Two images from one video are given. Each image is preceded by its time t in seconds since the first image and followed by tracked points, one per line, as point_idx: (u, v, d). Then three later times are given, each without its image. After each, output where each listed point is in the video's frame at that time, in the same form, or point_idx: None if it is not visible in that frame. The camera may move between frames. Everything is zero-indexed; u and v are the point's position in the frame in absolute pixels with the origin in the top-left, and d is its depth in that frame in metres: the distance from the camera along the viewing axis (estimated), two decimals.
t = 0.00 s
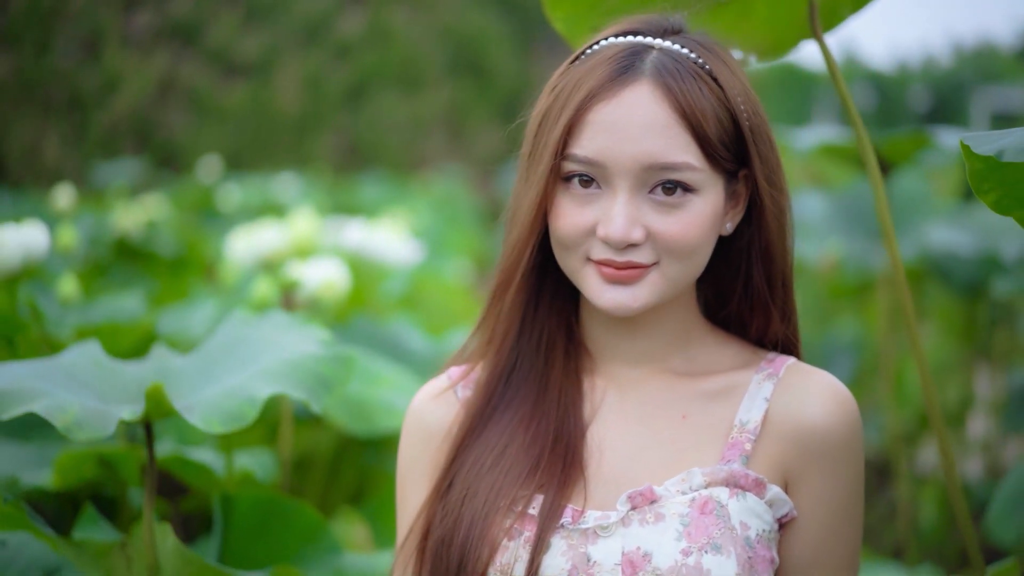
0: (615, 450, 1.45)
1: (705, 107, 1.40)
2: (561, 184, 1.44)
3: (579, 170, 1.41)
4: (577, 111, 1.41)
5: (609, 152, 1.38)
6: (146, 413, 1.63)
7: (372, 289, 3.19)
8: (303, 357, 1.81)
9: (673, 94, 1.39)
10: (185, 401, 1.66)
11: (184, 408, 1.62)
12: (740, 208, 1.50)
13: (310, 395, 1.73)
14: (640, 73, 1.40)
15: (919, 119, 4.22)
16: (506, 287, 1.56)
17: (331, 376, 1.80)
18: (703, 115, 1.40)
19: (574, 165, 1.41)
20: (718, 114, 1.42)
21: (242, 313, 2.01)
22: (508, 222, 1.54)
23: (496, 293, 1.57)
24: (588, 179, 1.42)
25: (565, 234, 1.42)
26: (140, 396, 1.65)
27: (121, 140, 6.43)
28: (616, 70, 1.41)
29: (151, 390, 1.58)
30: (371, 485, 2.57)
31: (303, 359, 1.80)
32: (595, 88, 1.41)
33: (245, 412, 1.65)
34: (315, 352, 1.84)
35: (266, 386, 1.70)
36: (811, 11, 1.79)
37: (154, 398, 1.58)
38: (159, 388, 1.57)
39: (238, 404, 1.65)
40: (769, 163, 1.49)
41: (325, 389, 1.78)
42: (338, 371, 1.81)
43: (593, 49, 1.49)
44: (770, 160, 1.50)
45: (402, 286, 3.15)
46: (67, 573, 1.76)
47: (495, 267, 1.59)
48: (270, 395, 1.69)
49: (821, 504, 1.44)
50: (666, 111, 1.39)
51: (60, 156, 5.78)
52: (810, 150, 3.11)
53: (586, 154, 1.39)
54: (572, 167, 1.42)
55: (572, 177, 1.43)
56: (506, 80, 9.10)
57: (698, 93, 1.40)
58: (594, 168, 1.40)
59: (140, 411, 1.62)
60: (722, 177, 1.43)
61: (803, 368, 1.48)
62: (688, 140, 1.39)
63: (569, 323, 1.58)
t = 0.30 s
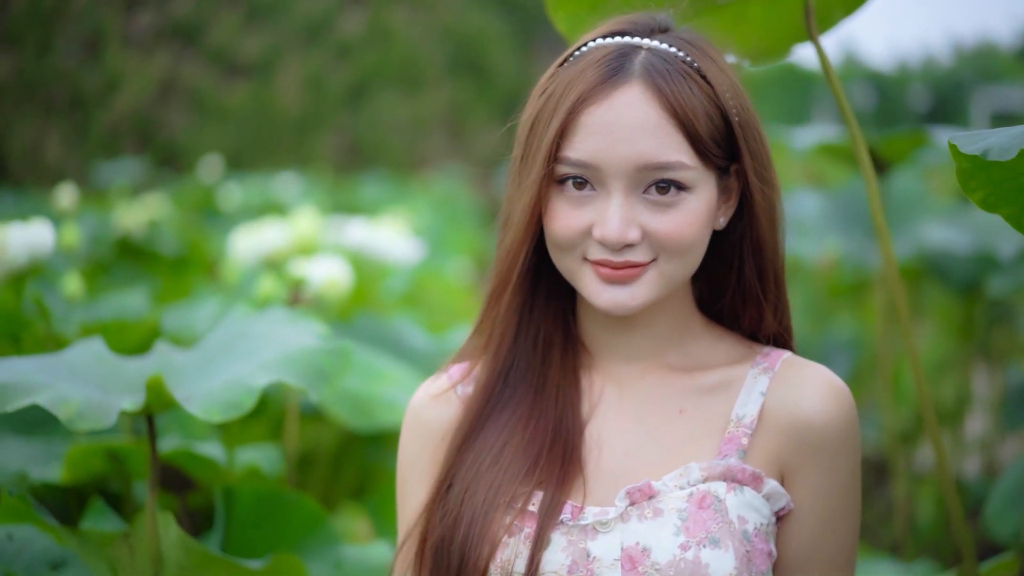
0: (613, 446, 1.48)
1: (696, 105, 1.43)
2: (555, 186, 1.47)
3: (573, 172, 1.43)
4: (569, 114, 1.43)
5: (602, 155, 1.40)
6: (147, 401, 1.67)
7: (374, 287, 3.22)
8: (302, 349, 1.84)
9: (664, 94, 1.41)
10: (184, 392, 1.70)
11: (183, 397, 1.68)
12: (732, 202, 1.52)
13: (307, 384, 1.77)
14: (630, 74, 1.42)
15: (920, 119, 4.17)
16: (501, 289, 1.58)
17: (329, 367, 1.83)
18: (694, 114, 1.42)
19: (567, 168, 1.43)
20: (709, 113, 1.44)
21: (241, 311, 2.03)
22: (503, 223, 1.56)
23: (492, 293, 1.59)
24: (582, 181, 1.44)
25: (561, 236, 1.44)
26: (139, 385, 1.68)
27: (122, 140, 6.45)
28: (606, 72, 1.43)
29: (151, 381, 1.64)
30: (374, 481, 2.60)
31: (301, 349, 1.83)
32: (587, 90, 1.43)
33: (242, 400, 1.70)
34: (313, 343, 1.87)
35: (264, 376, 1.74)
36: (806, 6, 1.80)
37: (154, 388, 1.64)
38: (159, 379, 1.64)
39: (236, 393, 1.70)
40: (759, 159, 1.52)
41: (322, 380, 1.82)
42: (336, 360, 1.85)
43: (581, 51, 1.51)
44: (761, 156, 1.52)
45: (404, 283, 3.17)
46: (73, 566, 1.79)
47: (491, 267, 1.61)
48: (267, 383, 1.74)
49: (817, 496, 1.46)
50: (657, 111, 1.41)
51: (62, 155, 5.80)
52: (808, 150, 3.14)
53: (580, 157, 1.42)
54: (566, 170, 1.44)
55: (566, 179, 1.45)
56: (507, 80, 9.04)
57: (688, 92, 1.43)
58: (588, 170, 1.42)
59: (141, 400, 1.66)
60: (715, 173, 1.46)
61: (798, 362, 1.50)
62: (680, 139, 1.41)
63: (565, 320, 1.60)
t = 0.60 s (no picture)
0: (618, 439, 1.50)
1: (693, 103, 1.45)
2: (556, 186, 1.49)
3: (572, 172, 1.46)
4: (568, 115, 1.45)
5: (601, 155, 1.43)
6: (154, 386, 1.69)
7: (375, 286, 3.23)
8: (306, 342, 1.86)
9: (659, 93, 1.43)
10: (189, 382, 1.72)
11: (189, 386, 1.71)
12: (731, 196, 1.55)
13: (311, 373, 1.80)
14: (626, 75, 1.45)
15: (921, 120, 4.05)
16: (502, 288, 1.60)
17: (334, 359, 1.86)
18: (690, 111, 1.44)
19: (567, 168, 1.46)
20: (705, 110, 1.46)
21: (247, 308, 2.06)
22: (504, 222, 1.58)
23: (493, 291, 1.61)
24: (581, 181, 1.46)
25: (563, 236, 1.47)
26: (145, 372, 1.70)
27: (124, 140, 6.45)
28: (602, 73, 1.46)
29: (157, 369, 1.67)
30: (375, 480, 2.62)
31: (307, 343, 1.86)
32: (584, 91, 1.45)
33: (244, 388, 1.73)
34: (319, 337, 1.89)
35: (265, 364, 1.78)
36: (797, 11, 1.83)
37: (159, 376, 1.67)
38: (165, 367, 1.67)
39: (239, 381, 1.74)
40: (757, 154, 1.54)
41: (325, 371, 1.84)
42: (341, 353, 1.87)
43: (576, 52, 1.53)
44: (758, 152, 1.54)
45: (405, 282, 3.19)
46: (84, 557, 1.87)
47: (491, 266, 1.63)
48: (269, 371, 1.78)
49: (818, 487, 1.49)
50: (654, 110, 1.43)
51: (64, 156, 5.82)
52: (808, 150, 3.16)
53: (579, 159, 1.44)
54: (565, 171, 1.46)
55: (566, 178, 1.47)
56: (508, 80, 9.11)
57: (685, 90, 1.45)
58: (588, 171, 1.44)
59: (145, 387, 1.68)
60: (714, 169, 1.48)
61: (800, 354, 1.52)
62: (678, 138, 1.43)
63: (566, 317, 1.62)
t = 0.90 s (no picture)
0: (626, 433, 1.52)
1: (697, 101, 1.47)
2: (562, 185, 1.51)
3: (577, 172, 1.48)
4: (573, 115, 1.47)
5: (606, 155, 1.45)
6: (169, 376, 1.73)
7: (378, 284, 3.26)
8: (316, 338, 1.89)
9: (662, 92, 1.45)
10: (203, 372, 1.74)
11: (203, 375, 1.73)
12: (736, 190, 1.57)
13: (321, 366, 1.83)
14: (629, 75, 1.47)
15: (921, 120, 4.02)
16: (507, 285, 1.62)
17: (344, 354, 1.89)
18: (694, 109, 1.47)
19: (572, 168, 1.48)
20: (708, 107, 1.49)
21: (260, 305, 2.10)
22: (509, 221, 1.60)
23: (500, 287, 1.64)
24: (587, 180, 1.48)
25: (570, 235, 1.49)
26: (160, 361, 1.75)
27: (128, 140, 6.47)
28: (605, 73, 1.48)
29: (172, 357, 1.70)
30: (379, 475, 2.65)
31: (318, 339, 1.89)
32: (588, 91, 1.47)
33: (256, 378, 1.76)
34: (330, 333, 1.92)
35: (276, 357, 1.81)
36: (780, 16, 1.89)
37: (174, 363, 1.70)
38: (179, 355, 1.70)
39: (252, 372, 1.76)
40: (761, 150, 1.57)
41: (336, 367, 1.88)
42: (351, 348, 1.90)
43: (579, 51, 1.55)
44: (761, 148, 1.56)
45: (407, 281, 3.21)
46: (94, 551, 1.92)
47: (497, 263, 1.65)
48: (281, 364, 1.80)
49: (822, 481, 1.51)
50: (657, 109, 1.45)
51: (67, 155, 5.87)
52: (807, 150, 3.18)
53: (584, 159, 1.46)
54: (570, 170, 1.49)
55: (572, 178, 1.49)
56: (509, 80, 9.15)
57: (688, 88, 1.47)
58: (593, 171, 1.46)
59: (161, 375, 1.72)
60: (718, 166, 1.50)
61: (806, 350, 1.55)
62: (682, 136, 1.46)
63: (573, 312, 1.65)
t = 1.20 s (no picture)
0: (635, 430, 1.54)
1: (706, 100, 1.49)
2: (572, 183, 1.53)
3: (587, 171, 1.49)
4: (582, 115, 1.49)
5: (616, 154, 1.46)
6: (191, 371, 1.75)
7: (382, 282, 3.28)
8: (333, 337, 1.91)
9: (671, 92, 1.47)
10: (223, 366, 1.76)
11: (226, 368, 1.74)
12: (745, 188, 1.59)
13: (340, 364, 1.86)
14: (639, 74, 1.48)
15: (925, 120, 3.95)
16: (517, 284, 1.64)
17: (361, 352, 1.91)
18: (703, 108, 1.48)
19: (582, 168, 1.49)
20: (717, 106, 1.50)
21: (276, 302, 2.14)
22: (519, 220, 1.62)
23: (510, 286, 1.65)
24: (597, 179, 1.50)
25: (581, 233, 1.50)
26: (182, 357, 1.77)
27: (130, 140, 6.55)
28: (615, 73, 1.49)
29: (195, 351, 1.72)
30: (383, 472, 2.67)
31: (338, 337, 1.91)
32: (598, 91, 1.49)
33: (279, 374, 1.77)
34: (346, 332, 1.94)
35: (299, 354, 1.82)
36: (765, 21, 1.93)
37: (197, 358, 1.71)
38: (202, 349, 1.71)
39: (273, 368, 1.78)
40: (768, 149, 1.58)
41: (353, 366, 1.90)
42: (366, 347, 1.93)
43: (589, 51, 1.57)
44: (768, 147, 1.58)
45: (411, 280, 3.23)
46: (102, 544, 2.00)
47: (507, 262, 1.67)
48: (301, 361, 1.82)
49: (830, 480, 1.53)
50: (667, 108, 1.47)
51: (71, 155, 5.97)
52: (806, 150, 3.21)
53: (595, 158, 1.47)
54: (581, 169, 1.50)
55: (583, 177, 1.51)
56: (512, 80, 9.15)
57: (697, 88, 1.49)
58: (604, 170, 1.48)
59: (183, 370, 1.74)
60: (727, 164, 1.52)
61: (814, 351, 1.56)
62: (692, 135, 1.47)
63: (581, 311, 1.67)
